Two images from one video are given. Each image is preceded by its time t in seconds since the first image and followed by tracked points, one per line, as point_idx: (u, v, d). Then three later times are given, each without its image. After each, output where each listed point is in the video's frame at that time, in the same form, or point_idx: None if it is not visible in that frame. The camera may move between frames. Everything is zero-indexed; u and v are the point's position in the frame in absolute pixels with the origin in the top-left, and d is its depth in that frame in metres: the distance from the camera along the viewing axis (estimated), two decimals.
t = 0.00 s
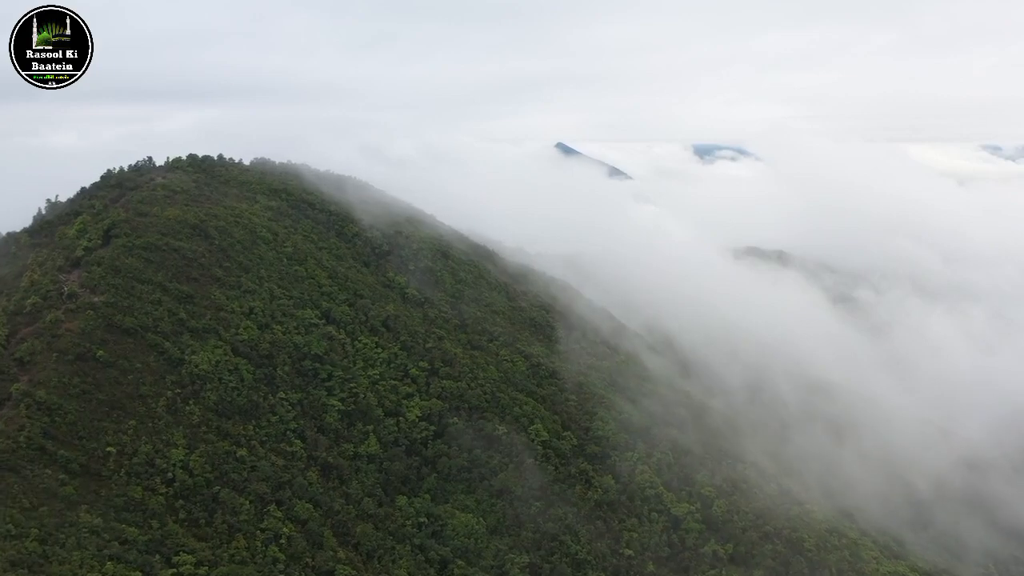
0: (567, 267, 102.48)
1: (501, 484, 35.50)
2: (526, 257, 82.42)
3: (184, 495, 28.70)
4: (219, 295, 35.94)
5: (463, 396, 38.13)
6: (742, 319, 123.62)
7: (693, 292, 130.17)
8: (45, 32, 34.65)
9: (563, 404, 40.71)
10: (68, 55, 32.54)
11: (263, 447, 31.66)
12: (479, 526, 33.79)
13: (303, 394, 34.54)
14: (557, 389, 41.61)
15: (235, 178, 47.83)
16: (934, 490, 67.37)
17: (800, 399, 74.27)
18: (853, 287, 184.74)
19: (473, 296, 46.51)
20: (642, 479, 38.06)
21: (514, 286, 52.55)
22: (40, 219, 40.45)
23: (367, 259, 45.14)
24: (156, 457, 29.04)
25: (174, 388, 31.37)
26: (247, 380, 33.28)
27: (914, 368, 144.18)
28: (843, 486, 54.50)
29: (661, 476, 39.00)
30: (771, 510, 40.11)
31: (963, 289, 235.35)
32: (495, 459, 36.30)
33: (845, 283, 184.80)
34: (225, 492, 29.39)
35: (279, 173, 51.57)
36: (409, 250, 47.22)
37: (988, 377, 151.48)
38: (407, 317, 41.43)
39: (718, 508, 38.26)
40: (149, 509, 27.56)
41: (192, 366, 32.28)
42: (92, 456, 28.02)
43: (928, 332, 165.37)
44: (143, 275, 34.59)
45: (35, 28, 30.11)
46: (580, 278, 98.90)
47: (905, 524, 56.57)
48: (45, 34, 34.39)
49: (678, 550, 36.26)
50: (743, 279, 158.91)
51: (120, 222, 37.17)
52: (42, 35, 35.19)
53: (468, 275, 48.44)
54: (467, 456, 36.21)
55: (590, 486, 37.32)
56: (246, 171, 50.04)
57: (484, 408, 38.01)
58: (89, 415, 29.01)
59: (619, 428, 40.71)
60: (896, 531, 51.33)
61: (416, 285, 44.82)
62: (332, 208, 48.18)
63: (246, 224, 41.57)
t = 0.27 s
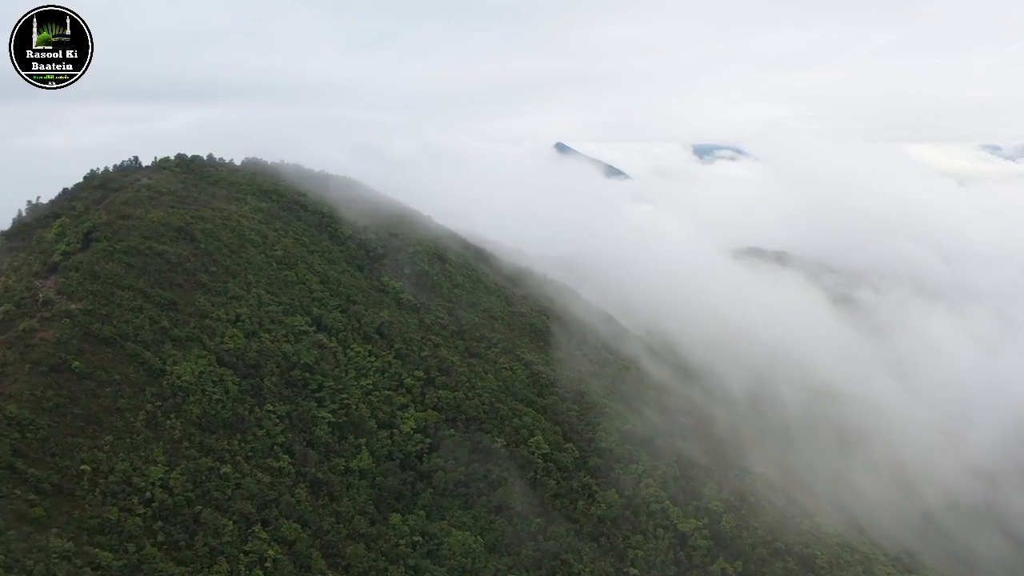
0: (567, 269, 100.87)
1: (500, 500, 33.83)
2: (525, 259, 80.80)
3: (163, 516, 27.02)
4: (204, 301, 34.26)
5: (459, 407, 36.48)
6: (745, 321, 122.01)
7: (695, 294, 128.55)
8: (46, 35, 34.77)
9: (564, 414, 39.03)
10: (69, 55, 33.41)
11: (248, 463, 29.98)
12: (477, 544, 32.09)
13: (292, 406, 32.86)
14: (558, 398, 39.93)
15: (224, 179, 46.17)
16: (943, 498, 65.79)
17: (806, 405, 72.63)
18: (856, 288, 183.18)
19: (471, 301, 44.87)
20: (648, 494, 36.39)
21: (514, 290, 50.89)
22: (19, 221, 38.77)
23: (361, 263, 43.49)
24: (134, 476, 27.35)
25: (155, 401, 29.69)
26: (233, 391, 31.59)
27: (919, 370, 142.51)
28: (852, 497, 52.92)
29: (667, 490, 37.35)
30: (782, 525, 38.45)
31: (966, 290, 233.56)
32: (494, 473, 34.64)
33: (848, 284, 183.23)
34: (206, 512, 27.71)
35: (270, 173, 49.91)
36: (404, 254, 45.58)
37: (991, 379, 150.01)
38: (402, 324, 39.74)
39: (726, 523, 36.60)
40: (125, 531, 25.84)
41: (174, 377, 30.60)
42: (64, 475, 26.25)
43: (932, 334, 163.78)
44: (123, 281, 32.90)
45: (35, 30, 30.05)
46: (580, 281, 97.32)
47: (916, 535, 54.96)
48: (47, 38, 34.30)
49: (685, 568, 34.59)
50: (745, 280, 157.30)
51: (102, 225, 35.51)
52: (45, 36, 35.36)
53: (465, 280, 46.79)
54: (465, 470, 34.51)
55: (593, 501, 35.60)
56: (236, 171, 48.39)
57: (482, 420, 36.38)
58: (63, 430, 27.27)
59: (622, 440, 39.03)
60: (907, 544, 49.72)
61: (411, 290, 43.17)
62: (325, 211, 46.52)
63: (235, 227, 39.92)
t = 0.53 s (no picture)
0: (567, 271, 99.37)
1: (498, 517, 32.20)
2: (525, 262, 79.31)
3: (140, 538, 25.39)
4: (188, 308, 32.64)
5: (456, 418, 34.89)
6: (747, 324, 120.51)
7: (697, 295, 127.03)
8: (44, 34, 34.18)
9: (566, 425, 37.43)
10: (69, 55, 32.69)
11: (232, 481, 28.38)
12: (475, 563, 30.38)
13: (280, 419, 31.25)
14: (560, 408, 38.31)
15: (213, 180, 44.58)
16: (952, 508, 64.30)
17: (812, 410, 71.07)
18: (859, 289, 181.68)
19: (469, 306, 43.28)
20: (653, 509, 34.77)
21: (513, 295, 49.30)
22: None
23: (355, 267, 41.91)
24: (110, 496, 25.71)
25: (134, 415, 28.08)
26: (217, 404, 29.99)
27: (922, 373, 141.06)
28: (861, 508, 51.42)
29: (673, 505, 35.75)
30: (792, 541, 36.91)
31: (969, 291, 232.12)
32: (492, 489, 33.04)
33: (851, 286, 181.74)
34: (187, 534, 26.10)
35: (262, 175, 48.35)
36: (399, 258, 44.01)
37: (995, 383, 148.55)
38: (397, 331, 38.14)
39: (735, 540, 35.03)
40: (99, 555, 24.18)
41: (155, 390, 29.00)
42: (35, 494, 24.58)
43: (935, 336, 162.32)
44: (103, 287, 31.30)
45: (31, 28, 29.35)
46: (580, 283, 95.80)
47: (926, 547, 53.44)
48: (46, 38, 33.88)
49: None
50: (747, 282, 155.74)
51: (82, 228, 33.94)
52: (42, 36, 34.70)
53: (463, 284, 45.21)
54: (462, 485, 32.85)
55: (596, 517, 33.92)
56: (226, 171, 46.82)
57: (480, 432, 34.78)
58: (34, 446, 25.61)
59: (626, 452, 37.44)
60: (919, 557, 48.18)
61: (407, 296, 41.60)
62: (318, 214, 44.96)
63: (223, 230, 38.34)
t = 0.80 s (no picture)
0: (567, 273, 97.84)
1: (497, 536, 30.56)
2: (524, 264, 77.80)
3: (115, 564, 23.77)
4: (171, 316, 31.04)
5: (453, 431, 33.30)
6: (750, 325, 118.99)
7: (698, 297, 125.49)
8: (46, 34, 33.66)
9: (568, 437, 35.83)
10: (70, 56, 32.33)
11: (216, 501, 26.76)
12: None
13: (267, 433, 29.65)
14: (562, 419, 36.73)
15: (202, 181, 43.03)
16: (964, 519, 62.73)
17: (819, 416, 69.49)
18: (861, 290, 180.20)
19: (467, 311, 41.73)
20: (659, 525, 33.16)
21: (512, 300, 47.73)
22: None
23: (348, 271, 40.32)
24: (82, 518, 24.09)
25: (111, 430, 26.47)
26: (201, 418, 28.40)
27: (926, 375, 139.60)
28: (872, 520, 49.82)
29: (679, 522, 34.16)
30: (803, 559, 35.37)
31: (971, 292, 230.68)
32: (490, 506, 31.41)
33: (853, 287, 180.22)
34: (166, 558, 24.50)
35: (253, 176, 46.82)
36: (394, 262, 42.48)
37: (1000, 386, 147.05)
38: (391, 338, 36.54)
39: (745, 558, 33.44)
40: None
41: (133, 403, 27.39)
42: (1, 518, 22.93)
43: (939, 338, 160.89)
44: (80, 293, 29.71)
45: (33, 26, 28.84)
46: (581, 285, 94.27)
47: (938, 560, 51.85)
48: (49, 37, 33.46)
49: None
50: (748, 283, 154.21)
51: (60, 232, 32.38)
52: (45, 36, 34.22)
53: (460, 289, 43.65)
54: (459, 501, 31.21)
55: (600, 534, 32.25)
56: (216, 172, 45.26)
57: (477, 446, 33.17)
58: (2, 466, 23.99)
59: (631, 465, 35.86)
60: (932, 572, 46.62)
61: (402, 302, 40.02)
62: (310, 216, 43.39)
63: (209, 233, 36.74)
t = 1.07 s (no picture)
0: (567, 275, 96.27)
1: (496, 556, 28.92)
2: (524, 266, 76.26)
3: None
4: (152, 324, 29.44)
5: (449, 444, 31.72)
6: (753, 327, 117.39)
7: (700, 298, 123.87)
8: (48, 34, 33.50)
9: (569, 450, 34.23)
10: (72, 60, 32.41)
11: (196, 522, 25.15)
12: None
13: (252, 448, 28.04)
14: (563, 430, 35.15)
15: (189, 181, 41.43)
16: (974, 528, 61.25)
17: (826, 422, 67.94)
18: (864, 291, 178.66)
19: (464, 317, 40.16)
20: (666, 543, 31.56)
21: (512, 304, 46.16)
22: None
23: (341, 276, 38.74)
24: (51, 543, 22.45)
25: (85, 448, 24.84)
26: (182, 433, 26.79)
27: (930, 377, 138.15)
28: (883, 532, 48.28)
29: (686, 539, 32.56)
30: None
31: (973, 293, 229.29)
32: (488, 525, 29.78)
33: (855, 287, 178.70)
34: None
35: (242, 178, 45.31)
36: (389, 266, 40.92)
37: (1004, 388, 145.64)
38: (385, 346, 34.93)
39: None
40: None
41: (109, 418, 25.79)
42: None
43: (941, 340, 159.53)
44: (55, 301, 28.11)
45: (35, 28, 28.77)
46: (581, 287, 92.74)
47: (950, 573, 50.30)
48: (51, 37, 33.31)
49: None
50: (750, 284, 152.62)
51: (36, 235, 30.79)
52: (46, 35, 33.95)
53: (457, 293, 42.08)
54: (456, 519, 29.59)
55: (604, 553, 30.62)
56: (204, 172, 43.70)
57: (475, 460, 31.58)
58: None
59: (635, 479, 34.27)
60: None
61: (396, 308, 38.46)
62: (301, 220, 41.86)
63: (195, 236, 35.13)
